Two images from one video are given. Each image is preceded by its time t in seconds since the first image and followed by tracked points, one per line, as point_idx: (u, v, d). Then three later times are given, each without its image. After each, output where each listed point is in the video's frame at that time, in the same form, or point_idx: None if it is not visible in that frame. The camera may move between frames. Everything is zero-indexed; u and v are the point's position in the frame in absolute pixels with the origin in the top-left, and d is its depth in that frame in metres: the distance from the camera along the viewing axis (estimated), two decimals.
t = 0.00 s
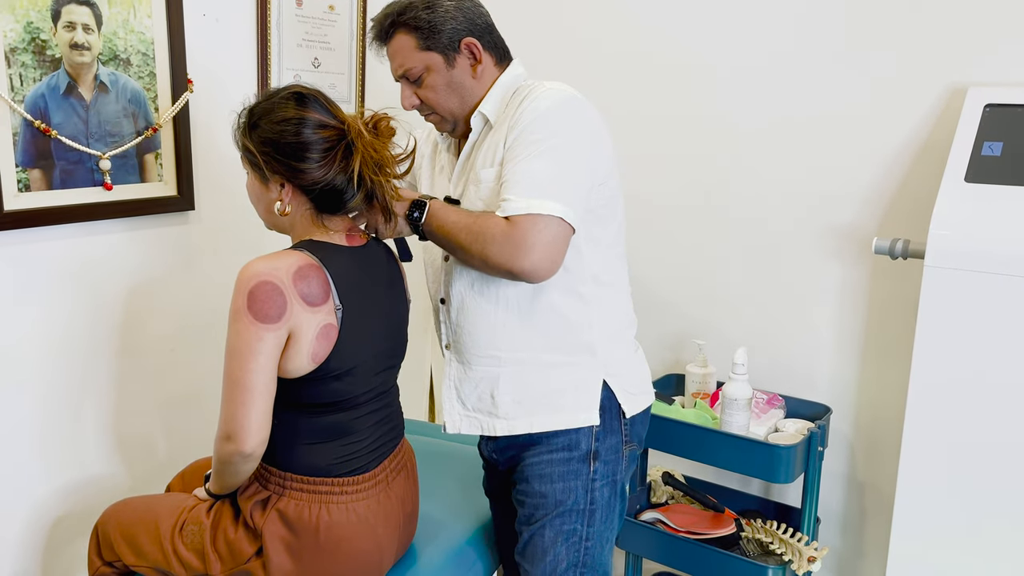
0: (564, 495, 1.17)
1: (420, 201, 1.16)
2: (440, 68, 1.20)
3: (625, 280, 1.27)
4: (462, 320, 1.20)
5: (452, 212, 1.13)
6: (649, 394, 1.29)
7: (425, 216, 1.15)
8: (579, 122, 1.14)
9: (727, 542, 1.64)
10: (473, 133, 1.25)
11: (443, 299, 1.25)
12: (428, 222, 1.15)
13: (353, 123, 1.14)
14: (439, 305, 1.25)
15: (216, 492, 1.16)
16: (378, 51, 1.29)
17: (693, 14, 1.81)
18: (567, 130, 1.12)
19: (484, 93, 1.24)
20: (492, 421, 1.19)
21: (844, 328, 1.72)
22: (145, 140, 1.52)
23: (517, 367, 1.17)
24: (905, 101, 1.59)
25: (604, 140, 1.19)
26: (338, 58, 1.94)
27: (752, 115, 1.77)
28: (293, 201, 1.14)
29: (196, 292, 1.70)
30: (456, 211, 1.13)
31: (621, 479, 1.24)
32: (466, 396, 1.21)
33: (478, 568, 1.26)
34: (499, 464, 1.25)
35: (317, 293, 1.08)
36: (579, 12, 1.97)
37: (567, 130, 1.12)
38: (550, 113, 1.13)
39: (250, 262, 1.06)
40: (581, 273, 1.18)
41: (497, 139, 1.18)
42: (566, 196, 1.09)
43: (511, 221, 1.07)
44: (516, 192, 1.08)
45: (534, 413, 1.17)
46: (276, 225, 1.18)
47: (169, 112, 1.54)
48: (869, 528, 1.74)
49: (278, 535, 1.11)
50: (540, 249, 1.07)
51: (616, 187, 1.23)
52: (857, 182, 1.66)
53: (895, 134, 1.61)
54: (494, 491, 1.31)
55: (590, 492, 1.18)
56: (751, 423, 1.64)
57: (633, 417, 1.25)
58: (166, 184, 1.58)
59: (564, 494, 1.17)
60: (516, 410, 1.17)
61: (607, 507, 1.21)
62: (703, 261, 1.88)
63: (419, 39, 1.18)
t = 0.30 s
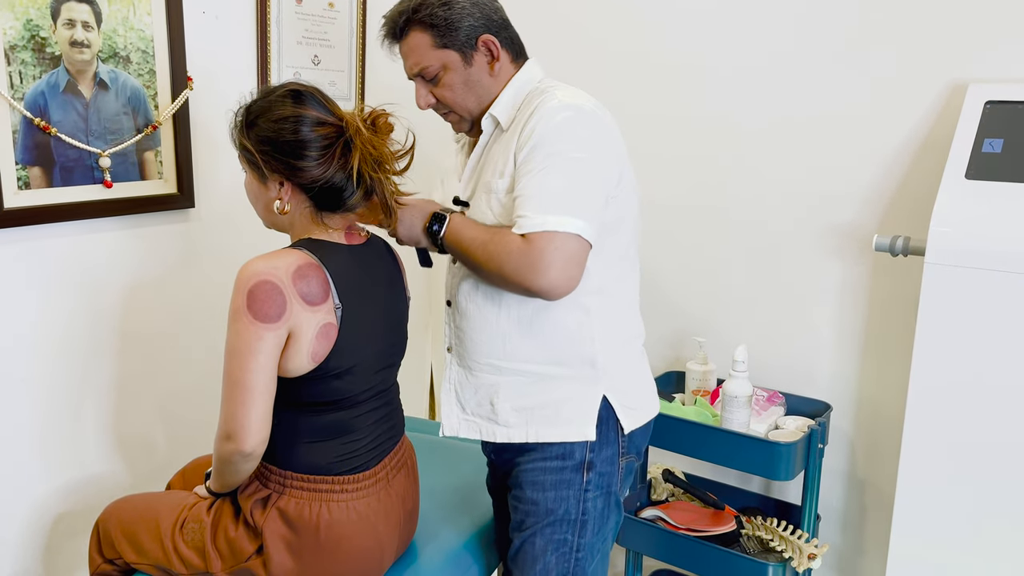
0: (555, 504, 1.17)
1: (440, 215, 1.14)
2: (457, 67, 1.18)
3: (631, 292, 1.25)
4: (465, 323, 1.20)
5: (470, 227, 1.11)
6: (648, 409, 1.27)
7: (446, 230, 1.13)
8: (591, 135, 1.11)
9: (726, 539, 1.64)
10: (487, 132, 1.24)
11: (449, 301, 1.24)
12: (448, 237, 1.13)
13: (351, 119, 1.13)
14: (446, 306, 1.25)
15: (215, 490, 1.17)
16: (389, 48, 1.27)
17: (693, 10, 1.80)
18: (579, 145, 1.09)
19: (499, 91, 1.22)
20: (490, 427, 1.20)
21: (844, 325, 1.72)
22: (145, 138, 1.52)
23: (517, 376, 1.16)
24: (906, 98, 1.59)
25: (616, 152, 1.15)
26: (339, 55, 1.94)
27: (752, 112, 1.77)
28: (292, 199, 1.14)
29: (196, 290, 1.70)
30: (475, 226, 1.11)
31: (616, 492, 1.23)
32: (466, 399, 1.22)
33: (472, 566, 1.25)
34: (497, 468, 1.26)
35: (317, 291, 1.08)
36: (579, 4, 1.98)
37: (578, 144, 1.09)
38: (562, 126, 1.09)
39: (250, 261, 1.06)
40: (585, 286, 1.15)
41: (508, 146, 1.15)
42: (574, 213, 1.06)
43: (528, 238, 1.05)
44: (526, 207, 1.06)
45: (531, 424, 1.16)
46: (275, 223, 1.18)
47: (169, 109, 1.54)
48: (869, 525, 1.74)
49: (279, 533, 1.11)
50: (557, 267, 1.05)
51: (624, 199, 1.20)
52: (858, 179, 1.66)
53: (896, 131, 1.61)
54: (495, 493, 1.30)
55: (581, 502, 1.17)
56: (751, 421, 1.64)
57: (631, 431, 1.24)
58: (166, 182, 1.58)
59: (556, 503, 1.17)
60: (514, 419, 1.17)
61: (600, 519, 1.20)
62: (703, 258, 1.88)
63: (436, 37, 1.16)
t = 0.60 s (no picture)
0: (537, 528, 1.13)
1: (441, 234, 1.10)
2: (474, 66, 1.10)
3: (643, 315, 1.15)
4: (468, 328, 1.16)
5: (469, 246, 1.06)
6: (651, 440, 1.18)
7: (444, 249, 1.09)
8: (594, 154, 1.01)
9: (726, 536, 1.63)
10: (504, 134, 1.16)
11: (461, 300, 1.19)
12: (447, 255, 1.09)
13: (351, 116, 1.13)
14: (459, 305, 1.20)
15: (215, 488, 1.17)
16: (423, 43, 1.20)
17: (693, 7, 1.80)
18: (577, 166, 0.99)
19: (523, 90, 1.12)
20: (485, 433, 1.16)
21: (844, 322, 1.72)
22: (144, 136, 1.52)
23: (508, 390, 1.12)
24: (905, 95, 1.59)
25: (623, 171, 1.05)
26: (338, 53, 1.94)
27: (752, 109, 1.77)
28: (293, 198, 1.14)
29: (196, 288, 1.70)
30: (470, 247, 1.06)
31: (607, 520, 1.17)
32: (469, 401, 1.19)
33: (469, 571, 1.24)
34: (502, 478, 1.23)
35: (317, 290, 1.08)
36: None
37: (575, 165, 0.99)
38: (561, 143, 1.00)
39: (250, 260, 1.05)
40: (579, 309, 1.08)
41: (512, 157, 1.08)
42: (560, 243, 0.98)
43: (503, 264, 0.99)
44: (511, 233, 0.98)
45: (517, 441, 1.12)
46: (275, 222, 1.18)
47: (169, 107, 1.54)
48: (869, 522, 1.74)
49: (279, 532, 1.11)
50: (530, 296, 0.98)
51: (632, 220, 1.09)
52: (858, 175, 1.66)
53: (896, 128, 1.61)
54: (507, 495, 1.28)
55: (564, 528, 1.13)
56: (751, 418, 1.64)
57: (625, 464, 1.15)
58: (166, 180, 1.58)
59: (539, 528, 1.13)
60: (504, 431, 1.13)
61: (587, 546, 1.15)
62: (704, 256, 1.88)
63: (452, 35, 1.08)
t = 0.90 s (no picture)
0: (530, 549, 1.08)
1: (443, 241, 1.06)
2: (492, 58, 1.05)
3: (659, 339, 1.03)
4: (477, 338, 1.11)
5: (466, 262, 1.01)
6: (661, 475, 1.06)
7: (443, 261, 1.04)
8: (587, 167, 0.91)
9: (726, 533, 1.64)
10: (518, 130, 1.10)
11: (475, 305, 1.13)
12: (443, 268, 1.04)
13: (354, 113, 1.13)
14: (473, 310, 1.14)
15: (215, 485, 1.17)
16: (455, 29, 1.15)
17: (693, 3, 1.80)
18: (562, 180, 0.90)
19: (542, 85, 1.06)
20: (488, 445, 1.12)
21: (845, 319, 1.72)
22: (144, 133, 1.52)
23: (504, 404, 1.07)
24: (905, 92, 1.59)
25: (622, 185, 0.94)
26: (338, 50, 1.94)
27: (752, 106, 1.76)
28: (295, 195, 1.14)
29: (195, 286, 1.70)
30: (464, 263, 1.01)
31: (606, 554, 1.07)
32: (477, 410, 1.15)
33: None
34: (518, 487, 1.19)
35: (318, 288, 1.08)
36: None
37: (561, 179, 0.90)
38: (550, 153, 0.91)
39: (250, 257, 1.05)
40: (572, 329, 0.99)
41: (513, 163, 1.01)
42: (535, 264, 0.90)
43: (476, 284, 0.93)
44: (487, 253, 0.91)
45: (511, 458, 1.07)
46: (277, 218, 1.18)
47: (169, 104, 1.54)
48: (868, 518, 1.75)
49: (279, 529, 1.11)
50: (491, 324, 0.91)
51: (640, 235, 0.97)
52: (857, 172, 1.66)
53: (896, 124, 1.61)
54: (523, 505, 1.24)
55: (556, 555, 1.06)
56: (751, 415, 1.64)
57: (622, 498, 1.04)
58: (166, 177, 1.58)
59: (533, 551, 1.08)
60: (501, 447, 1.08)
61: None
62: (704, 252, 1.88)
63: (471, 23, 1.03)
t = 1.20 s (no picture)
0: (528, 559, 1.09)
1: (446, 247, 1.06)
2: (492, 50, 1.05)
3: (661, 348, 1.00)
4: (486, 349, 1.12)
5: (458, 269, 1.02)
6: (665, 493, 1.03)
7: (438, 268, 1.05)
8: (574, 172, 0.90)
9: (727, 530, 1.65)
10: (517, 127, 1.10)
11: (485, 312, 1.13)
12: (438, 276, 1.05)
13: (353, 110, 1.13)
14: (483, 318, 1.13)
15: (215, 481, 1.17)
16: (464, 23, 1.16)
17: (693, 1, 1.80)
18: (548, 186, 0.90)
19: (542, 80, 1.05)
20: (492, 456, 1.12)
21: (845, 317, 1.72)
22: (144, 131, 1.51)
23: (505, 415, 1.08)
24: (906, 90, 1.59)
25: (613, 189, 0.92)
26: (338, 48, 1.94)
27: (753, 104, 1.76)
28: (295, 192, 1.14)
29: (196, 284, 1.70)
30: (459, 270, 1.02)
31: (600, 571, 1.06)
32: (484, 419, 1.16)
33: None
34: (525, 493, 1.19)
35: (318, 285, 1.08)
36: None
37: (546, 185, 0.90)
38: (538, 158, 0.90)
39: (251, 255, 1.05)
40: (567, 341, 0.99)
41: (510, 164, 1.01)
42: (518, 276, 0.90)
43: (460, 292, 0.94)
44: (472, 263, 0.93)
45: (510, 470, 1.08)
46: (277, 216, 1.18)
47: (169, 103, 1.54)
48: (869, 516, 1.75)
49: (280, 526, 1.11)
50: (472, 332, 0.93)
51: (632, 242, 0.95)
52: (858, 170, 1.66)
53: (896, 122, 1.61)
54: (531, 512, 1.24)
55: (551, 568, 1.07)
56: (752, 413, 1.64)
57: (614, 517, 1.03)
58: (166, 176, 1.58)
59: (529, 561, 1.09)
60: (502, 458, 1.09)
61: None
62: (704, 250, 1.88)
63: (474, 14, 1.03)
